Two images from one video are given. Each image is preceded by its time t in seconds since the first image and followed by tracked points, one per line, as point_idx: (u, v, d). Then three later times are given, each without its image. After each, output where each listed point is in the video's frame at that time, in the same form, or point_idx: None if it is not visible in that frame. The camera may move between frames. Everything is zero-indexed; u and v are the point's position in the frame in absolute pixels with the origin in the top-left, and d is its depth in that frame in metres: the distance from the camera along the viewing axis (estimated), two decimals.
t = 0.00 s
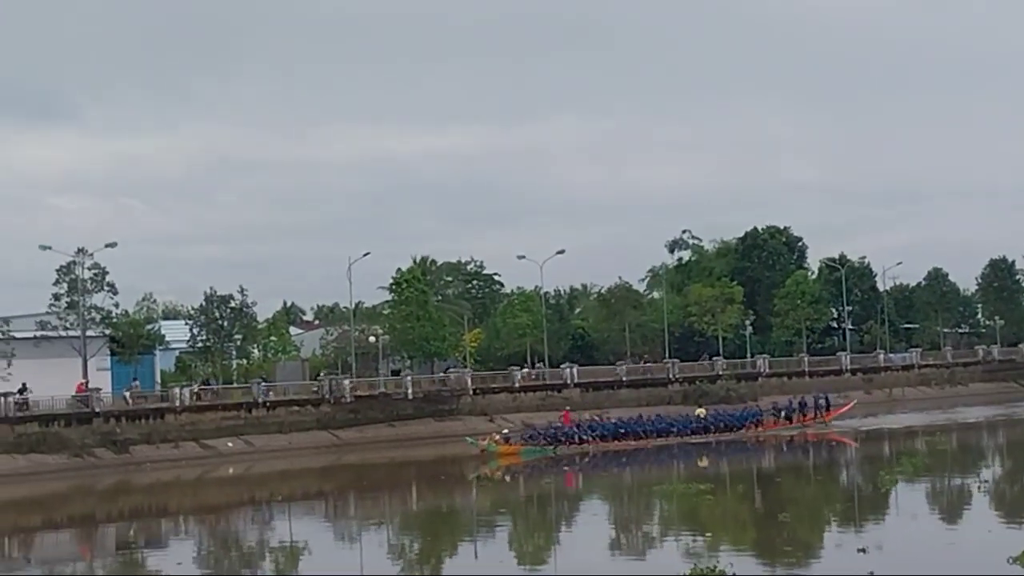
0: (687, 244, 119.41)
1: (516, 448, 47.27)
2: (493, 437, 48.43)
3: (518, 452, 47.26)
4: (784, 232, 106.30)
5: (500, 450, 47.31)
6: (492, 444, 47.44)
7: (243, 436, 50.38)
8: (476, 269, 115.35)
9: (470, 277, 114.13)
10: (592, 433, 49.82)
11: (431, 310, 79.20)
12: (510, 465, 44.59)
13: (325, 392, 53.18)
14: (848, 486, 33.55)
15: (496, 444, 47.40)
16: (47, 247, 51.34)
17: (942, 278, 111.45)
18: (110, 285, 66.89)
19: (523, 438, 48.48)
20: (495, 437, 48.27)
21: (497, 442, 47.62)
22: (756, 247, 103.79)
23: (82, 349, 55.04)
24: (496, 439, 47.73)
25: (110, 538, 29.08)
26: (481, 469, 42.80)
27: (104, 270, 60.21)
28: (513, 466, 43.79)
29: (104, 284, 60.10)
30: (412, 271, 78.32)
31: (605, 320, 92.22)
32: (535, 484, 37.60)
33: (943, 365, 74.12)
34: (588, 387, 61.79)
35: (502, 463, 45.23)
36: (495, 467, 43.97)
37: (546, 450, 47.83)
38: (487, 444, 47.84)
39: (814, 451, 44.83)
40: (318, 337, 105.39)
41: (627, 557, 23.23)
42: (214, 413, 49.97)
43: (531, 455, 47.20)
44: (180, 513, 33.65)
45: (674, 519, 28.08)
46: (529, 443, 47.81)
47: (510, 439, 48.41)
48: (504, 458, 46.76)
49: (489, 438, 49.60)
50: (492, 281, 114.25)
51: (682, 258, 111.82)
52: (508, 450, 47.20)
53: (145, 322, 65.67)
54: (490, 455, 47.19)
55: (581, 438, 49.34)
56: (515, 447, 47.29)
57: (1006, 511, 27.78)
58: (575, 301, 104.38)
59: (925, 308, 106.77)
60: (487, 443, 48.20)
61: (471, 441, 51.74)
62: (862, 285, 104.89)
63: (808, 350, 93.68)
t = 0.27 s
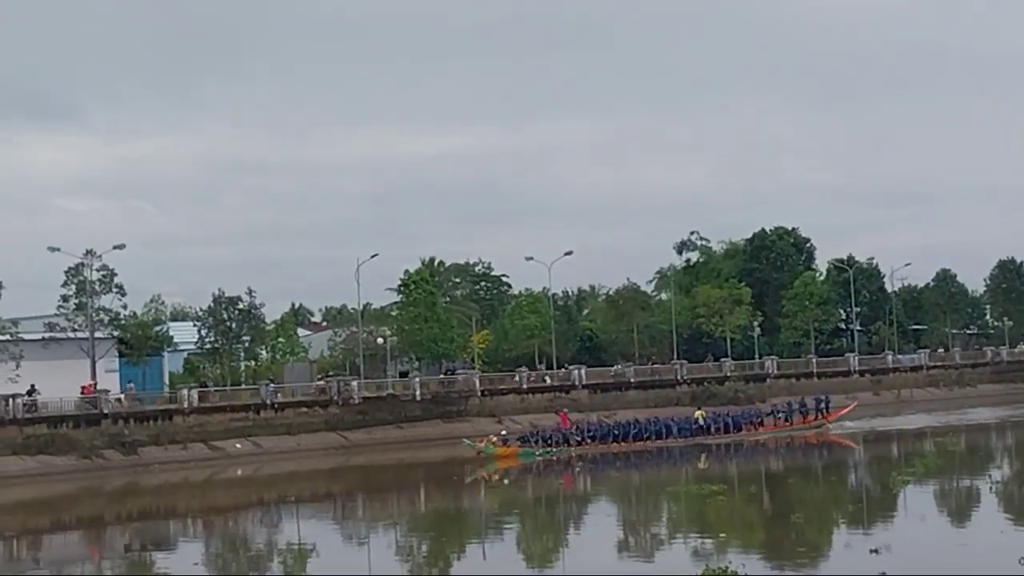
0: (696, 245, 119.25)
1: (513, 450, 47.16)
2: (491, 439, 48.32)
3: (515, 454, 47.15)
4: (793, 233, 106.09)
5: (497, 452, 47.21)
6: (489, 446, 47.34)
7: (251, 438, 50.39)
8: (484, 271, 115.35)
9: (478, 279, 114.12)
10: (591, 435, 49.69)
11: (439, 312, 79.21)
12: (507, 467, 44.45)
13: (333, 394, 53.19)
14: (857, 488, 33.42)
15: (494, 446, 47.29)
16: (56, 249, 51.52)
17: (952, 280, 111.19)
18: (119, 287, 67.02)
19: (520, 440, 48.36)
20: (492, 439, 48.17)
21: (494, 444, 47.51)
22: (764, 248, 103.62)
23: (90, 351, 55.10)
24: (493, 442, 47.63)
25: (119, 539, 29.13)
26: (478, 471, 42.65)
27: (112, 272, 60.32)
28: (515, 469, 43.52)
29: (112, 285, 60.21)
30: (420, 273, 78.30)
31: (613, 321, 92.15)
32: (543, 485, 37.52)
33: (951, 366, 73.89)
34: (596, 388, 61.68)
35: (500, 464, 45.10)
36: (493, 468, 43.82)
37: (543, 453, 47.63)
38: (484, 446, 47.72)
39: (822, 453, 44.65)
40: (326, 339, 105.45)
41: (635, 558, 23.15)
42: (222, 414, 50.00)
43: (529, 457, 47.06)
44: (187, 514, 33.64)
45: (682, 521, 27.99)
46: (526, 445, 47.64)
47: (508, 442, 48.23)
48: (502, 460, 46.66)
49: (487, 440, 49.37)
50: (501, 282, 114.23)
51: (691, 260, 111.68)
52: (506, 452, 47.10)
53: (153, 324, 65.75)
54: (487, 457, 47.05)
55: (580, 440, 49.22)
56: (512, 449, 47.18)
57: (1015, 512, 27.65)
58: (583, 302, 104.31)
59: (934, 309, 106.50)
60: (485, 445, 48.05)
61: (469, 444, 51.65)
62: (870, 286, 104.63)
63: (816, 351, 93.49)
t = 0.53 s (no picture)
0: (701, 247, 119.15)
1: (508, 453, 47.19)
2: (486, 441, 48.32)
3: (509, 457, 47.19)
4: (798, 234, 105.93)
5: (492, 455, 47.23)
6: (483, 449, 47.37)
7: (257, 440, 50.38)
8: (489, 272, 115.28)
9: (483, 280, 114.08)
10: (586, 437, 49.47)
11: (444, 314, 79.18)
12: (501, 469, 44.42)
13: (339, 395, 53.19)
14: (863, 489, 33.32)
15: (488, 448, 47.33)
16: (62, 249, 51.73)
17: (957, 282, 111.03)
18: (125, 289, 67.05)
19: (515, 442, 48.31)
20: (487, 441, 48.18)
21: (488, 447, 47.53)
22: (770, 249, 103.47)
23: (96, 353, 55.13)
24: (487, 444, 47.63)
25: (125, 541, 29.10)
26: (473, 473, 42.55)
27: (118, 273, 60.36)
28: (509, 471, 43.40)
29: (118, 287, 60.25)
30: (425, 274, 78.26)
31: (618, 323, 92.06)
32: (549, 487, 37.45)
33: (957, 367, 73.74)
34: (602, 390, 61.64)
35: (494, 467, 45.10)
36: (487, 471, 43.84)
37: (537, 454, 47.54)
38: (479, 449, 47.74)
39: (828, 455, 44.49)
40: (332, 340, 105.51)
41: (640, 559, 23.13)
42: (227, 416, 50.01)
43: (523, 459, 47.05)
44: (193, 516, 33.63)
45: (687, 522, 27.91)
46: (521, 447, 47.57)
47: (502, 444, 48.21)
48: (495, 462, 46.67)
49: (481, 442, 49.19)
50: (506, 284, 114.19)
51: (696, 261, 111.56)
52: (500, 455, 47.14)
53: (159, 326, 65.80)
54: (482, 459, 47.04)
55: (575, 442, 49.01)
56: (507, 451, 47.22)
57: (1020, 514, 27.56)
58: (589, 304, 104.24)
59: (939, 310, 106.33)
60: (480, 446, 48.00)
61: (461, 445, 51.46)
62: (876, 287, 104.47)
63: (822, 352, 93.33)
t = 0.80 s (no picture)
0: (705, 249, 119.07)
1: (501, 456, 46.74)
2: (479, 445, 47.86)
3: (503, 460, 46.74)
4: (803, 236, 105.77)
5: (485, 458, 46.77)
6: (476, 452, 46.92)
7: (260, 442, 50.35)
8: (493, 274, 115.25)
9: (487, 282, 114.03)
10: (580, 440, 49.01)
11: (448, 316, 79.15)
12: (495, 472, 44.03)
13: (343, 397, 53.13)
14: (867, 491, 33.25)
15: (481, 452, 46.87)
16: (65, 252, 50.90)
17: (962, 283, 110.91)
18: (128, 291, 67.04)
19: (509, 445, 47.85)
20: (480, 445, 47.74)
21: (481, 450, 47.16)
22: (774, 250, 103.35)
23: (100, 355, 55.09)
24: (480, 447, 47.19)
25: (129, 543, 29.04)
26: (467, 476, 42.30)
27: (121, 275, 60.35)
28: (500, 474, 43.10)
29: (121, 289, 60.23)
30: (429, 276, 78.22)
31: (623, 324, 91.97)
32: (553, 489, 37.36)
33: (961, 369, 73.63)
34: (605, 392, 61.59)
35: (487, 470, 44.67)
36: (480, 474, 43.44)
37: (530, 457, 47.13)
38: (471, 453, 47.30)
39: (832, 456, 44.41)
40: (336, 342, 105.49)
41: (645, 561, 23.06)
42: (231, 418, 49.98)
43: (517, 462, 46.60)
44: (197, 518, 33.58)
45: (692, 524, 27.81)
46: (515, 450, 47.18)
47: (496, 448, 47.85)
48: (489, 466, 46.21)
49: (475, 445, 48.81)
50: (510, 286, 114.14)
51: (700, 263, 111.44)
52: (493, 458, 46.69)
53: (163, 328, 65.74)
54: (475, 462, 46.75)
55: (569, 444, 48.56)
56: (500, 455, 46.77)
57: None
58: (593, 306, 104.16)
59: (943, 312, 106.17)
60: (473, 450, 47.65)
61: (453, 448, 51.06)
62: (880, 289, 104.33)
63: (826, 354, 93.20)
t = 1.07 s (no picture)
0: (709, 250, 119.02)
1: (493, 458, 46.36)
2: (471, 447, 47.49)
3: (495, 462, 46.35)
4: (806, 237, 105.67)
5: (477, 460, 46.39)
6: (469, 454, 46.55)
7: (264, 443, 50.37)
8: (497, 275, 115.27)
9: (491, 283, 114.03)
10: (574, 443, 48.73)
11: (452, 317, 79.17)
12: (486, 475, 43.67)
13: (347, 399, 53.14)
14: (871, 492, 33.22)
15: (473, 453, 46.49)
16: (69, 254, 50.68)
17: (966, 284, 110.80)
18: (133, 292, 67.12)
19: (501, 447, 47.51)
20: (472, 447, 47.36)
21: (474, 452, 46.73)
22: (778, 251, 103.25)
23: (104, 356, 55.12)
24: (473, 449, 46.85)
25: (132, 545, 29.03)
26: (459, 478, 42.02)
27: (125, 277, 60.42)
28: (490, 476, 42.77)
29: (125, 291, 60.29)
30: (433, 278, 78.23)
31: (627, 326, 91.91)
32: (557, 490, 37.31)
33: (965, 370, 73.55)
34: (609, 393, 61.56)
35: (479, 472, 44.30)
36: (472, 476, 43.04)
37: (523, 460, 46.72)
38: (464, 454, 46.90)
39: (836, 458, 44.34)
40: (339, 344, 105.56)
41: (648, 562, 23.07)
42: (235, 420, 50.00)
43: (509, 465, 46.20)
44: (200, 520, 33.62)
45: (696, 525, 27.77)
46: (507, 453, 46.76)
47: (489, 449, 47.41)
48: (481, 468, 45.82)
49: (467, 448, 48.50)
50: (514, 287, 114.14)
51: (704, 264, 111.37)
52: (485, 460, 46.29)
53: (167, 329, 65.78)
54: (467, 465, 46.39)
55: (563, 447, 48.27)
56: (493, 457, 46.38)
57: None
58: (597, 307, 104.16)
59: (947, 313, 106.03)
60: (465, 452, 47.23)
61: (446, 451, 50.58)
62: (884, 290, 104.22)
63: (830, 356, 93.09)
